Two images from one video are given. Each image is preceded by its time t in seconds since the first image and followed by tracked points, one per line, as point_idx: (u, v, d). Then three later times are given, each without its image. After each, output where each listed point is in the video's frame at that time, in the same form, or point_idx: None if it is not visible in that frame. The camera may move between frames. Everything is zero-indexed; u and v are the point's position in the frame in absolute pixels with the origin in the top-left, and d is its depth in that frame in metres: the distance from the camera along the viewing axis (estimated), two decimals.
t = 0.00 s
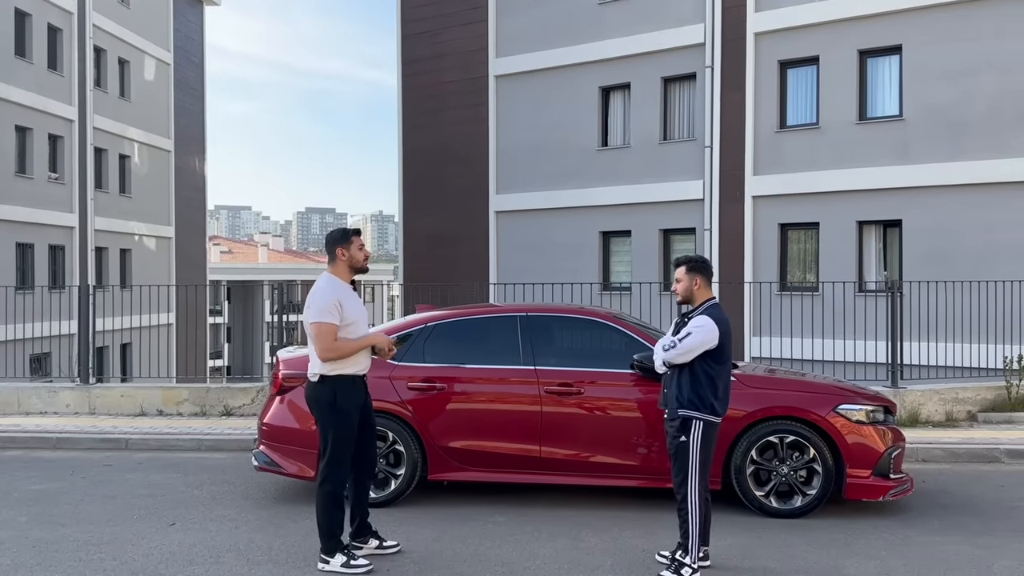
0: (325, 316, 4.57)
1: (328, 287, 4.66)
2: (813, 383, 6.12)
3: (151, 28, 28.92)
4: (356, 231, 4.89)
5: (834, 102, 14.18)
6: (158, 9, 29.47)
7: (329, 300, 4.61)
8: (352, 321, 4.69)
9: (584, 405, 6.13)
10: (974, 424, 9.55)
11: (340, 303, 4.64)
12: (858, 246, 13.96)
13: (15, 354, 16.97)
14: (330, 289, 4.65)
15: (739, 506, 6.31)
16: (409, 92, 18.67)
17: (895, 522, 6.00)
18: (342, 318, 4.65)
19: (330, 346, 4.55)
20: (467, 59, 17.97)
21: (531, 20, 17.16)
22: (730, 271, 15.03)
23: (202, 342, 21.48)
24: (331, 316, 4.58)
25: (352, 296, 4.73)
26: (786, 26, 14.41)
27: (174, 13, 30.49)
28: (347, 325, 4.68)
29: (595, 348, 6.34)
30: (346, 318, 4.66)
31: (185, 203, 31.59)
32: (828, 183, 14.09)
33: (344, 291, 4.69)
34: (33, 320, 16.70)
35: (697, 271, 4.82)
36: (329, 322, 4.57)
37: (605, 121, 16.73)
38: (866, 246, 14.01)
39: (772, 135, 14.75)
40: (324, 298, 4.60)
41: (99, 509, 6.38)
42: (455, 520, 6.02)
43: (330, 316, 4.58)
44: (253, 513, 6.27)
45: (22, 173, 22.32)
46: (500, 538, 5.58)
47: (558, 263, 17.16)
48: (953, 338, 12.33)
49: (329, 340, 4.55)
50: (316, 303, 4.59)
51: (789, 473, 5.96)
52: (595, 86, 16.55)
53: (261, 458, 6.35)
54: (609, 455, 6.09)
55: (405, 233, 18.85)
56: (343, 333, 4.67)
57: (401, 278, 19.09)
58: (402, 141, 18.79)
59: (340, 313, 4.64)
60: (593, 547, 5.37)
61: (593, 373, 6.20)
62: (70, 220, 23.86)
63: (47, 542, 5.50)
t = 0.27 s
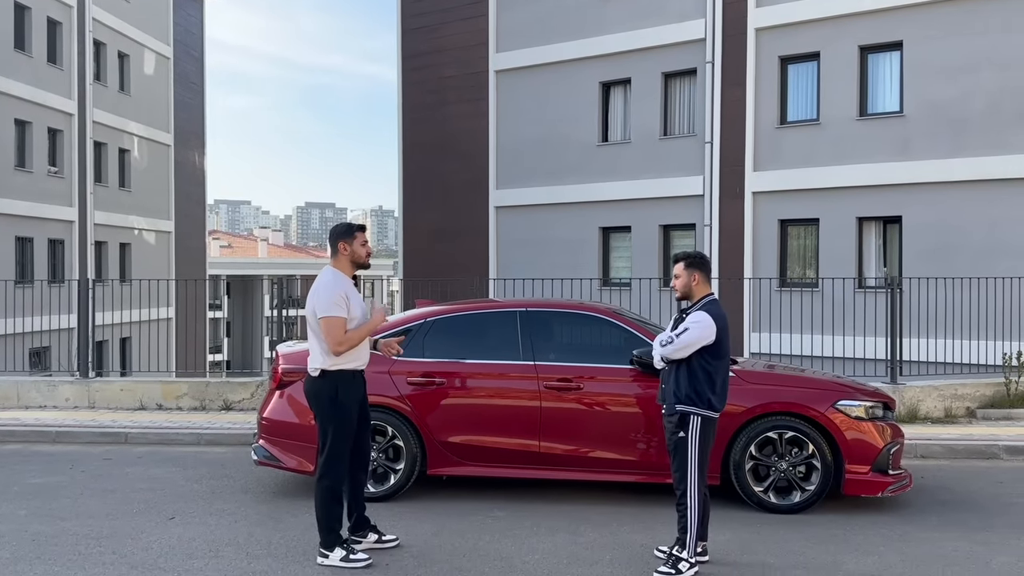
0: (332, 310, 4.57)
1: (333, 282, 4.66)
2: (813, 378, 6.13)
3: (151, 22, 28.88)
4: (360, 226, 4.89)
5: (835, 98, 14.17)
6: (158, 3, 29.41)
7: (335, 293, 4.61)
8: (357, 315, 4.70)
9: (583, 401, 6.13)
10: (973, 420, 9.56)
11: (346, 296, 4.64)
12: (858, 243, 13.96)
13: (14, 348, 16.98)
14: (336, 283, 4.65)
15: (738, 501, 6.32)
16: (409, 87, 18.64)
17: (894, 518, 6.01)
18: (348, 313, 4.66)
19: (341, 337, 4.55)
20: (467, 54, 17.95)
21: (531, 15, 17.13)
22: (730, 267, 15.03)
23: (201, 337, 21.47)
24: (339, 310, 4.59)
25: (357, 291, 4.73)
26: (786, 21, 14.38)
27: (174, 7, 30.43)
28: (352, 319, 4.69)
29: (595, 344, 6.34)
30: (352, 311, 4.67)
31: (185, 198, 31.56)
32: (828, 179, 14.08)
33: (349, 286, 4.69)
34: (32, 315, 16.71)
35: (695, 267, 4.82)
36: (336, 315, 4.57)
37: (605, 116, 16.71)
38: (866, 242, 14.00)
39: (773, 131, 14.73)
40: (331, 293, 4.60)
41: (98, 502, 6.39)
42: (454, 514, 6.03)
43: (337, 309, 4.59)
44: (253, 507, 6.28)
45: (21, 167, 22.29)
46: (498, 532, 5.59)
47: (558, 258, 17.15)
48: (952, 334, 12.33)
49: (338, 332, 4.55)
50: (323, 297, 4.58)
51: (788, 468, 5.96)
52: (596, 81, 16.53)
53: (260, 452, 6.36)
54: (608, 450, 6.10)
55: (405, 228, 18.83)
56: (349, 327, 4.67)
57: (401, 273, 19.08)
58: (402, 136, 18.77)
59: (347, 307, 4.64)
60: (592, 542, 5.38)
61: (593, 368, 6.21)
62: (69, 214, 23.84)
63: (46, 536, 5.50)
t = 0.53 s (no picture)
0: (336, 303, 4.57)
1: (336, 276, 4.66)
2: (814, 375, 6.13)
3: (152, 17, 28.86)
4: (362, 222, 4.89)
5: (837, 95, 14.15)
6: None
7: (338, 288, 4.61)
8: (358, 310, 4.71)
9: (584, 397, 6.13)
10: (974, 417, 9.56)
11: (348, 290, 4.64)
12: (860, 239, 13.95)
13: (16, 343, 16.99)
14: (340, 277, 4.65)
15: (739, 497, 6.33)
16: (410, 82, 18.62)
17: (895, 515, 6.01)
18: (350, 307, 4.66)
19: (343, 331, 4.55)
20: (468, 50, 17.93)
21: (533, 11, 17.10)
22: (731, 263, 15.02)
23: (203, 332, 21.49)
24: (342, 304, 4.59)
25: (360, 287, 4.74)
26: (789, 17, 14.35)
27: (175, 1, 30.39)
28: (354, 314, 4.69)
29: (595, 340, 6.34)
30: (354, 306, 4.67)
31: (186, 193, 31.55)
32: (830, 175, 14.06)
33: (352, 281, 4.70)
34: (34, 310, 16.72)
35: (696, 263, 4.82)
36: (339, 309, 4.58)
37: (606, 112, 16.69)
38: (868, 238, 13.99)
39: (775, 127, 14.72)
40: (335, 286, 4.60)
41: (100, 497, 6.39)
42: (456, 510, 6.04)
43: (340, 304, 4.59)
44: (254, 502, 6.29)
45: (23, 162, 22.28)
46: (499, 528, 5.60)
47: (559, 254, 17.14)
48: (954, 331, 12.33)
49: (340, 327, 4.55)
50: (326, 291, 4.59)
51: (789, 465, 5.96)
52: (597, 77, 16.51)
53: (262, 448, 6.37)
54: (608, 446, 6.10)
55: (407, 224, 18.83)
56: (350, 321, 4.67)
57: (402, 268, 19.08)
58: (403, 131, 18.76)
59: (349, 302, 4.64)
60: (593, 538, 5.38)
61: (594, 365, 6.21)
62: (71, 209, 23.85)
63: (48, 530, 5.51)
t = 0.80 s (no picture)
0: (337, 299, 4.57)
1: (339, 272, 4.67)
2: (822, 371, 6.11)
3: (159, 11, 28.86)
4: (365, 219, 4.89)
5: (845, 90, 14.09)
6: None
7: (340, 284, 4.61)
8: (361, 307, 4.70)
9: (590, 392, 6.13)
10: (982, 414, 9.53)
11: (351, 288, 4.64)
12: (867, 235, 13.90)
13: (23, 336, 17.04)
14: (342, 274, 4.65)
15: (746, 493, 6.32)
16: (417, 77, 18.59)
17: (903, 512, 6.00)
18: (352, 304, 4.65)
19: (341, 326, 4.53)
20: (474, 44, 17.89)
21: (539, 5, 17.05)
22: (737, 258, 14.98)
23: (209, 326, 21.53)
24: (343, 300, 4.58)
25: (363, 284, 4.74)
26: (796, 12, 14.29)
27: None
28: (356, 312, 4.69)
29: (602, 335, 6.33)
30: (355, 303, 4.66)
31: (192, 187, 31.60)
32: (838, 171, 14.01)
33: (354, 278, 4.70)
34: (41, 303, 16.76)
35: (703, 259, 4.79)
36: (340, 305, 4.57)
37: (612, 107, 16.65)
38: (875, 234, 13.94)
39: (782, 122, 14.67)
40: (336, 283, 4.60)
41: (107, 491, 6.41)
42: (462, 505, 6.04)
43: (342, 300, 4.59)
44: (261, 496, 6.30)
45: (30, 155, 22.32)
46: (506, 523, 5.60)
47: (565, 249, 17.11)
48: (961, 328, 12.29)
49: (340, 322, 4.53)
50: (327, 287, 4.60)
51: (796, 462, 5.95)
52: (604, 72, 16.47)
53: (269, 442, 6.38)
54: (615, 442, 6.10)
55: (412, 218, 18.82)
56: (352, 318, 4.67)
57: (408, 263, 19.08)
58: (409, 126, 18.74)
59: (350, 299, 4.64)
60: (600, 533, 5.38)
61: (600, 360, 6.20)
62: (77, 202, 23.89)
63: (56, 523, 5.53)
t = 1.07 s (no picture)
0: (339, 297, 4.59)
1: (341, 271, 4.68)
2: (825, 370, 6.11)
3: (162, 10, 28.88)
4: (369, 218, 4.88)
5: (847, 89, 14.07)
6: None
7: (342, 283, 4.63)
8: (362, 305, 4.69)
9: (592, 391, 6.13)
10: (985, 414, 9.51)
11: (352, 287, 4.65)
12: (870, 234, 13.88)
13: (27, 335, 17.08)
14: (345, 272, 4.67)
15: (749, 493, 6.32)
16: (419, 76, 18.59)
17: (906, 511, 5.99)
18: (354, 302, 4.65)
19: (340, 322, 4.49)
20: (477, 44, 17.89)
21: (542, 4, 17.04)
22: (741, 258, 14.97)
23: (211, 325, 21.55)
24: (344, 299, 4.60)
25: (365, 284, 4.74)
26: (799, 11, 14.28)
27: None
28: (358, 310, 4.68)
29: (605, 334, 6.33)
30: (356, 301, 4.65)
31: (195, 186, 31.63)
32: (841, 170, 13.99)
33: (356, 277, 4.71)
34: (45, 303, 16.80)
35: (705, 258, 4.79)
36: (341, 303, 4.58)
37: (615, 107, 16.64)
38: (878, 234, 13.91)
39: (785, 121, 14.65)
40: (338, 282, 4.62)
41: (111, 489, 6.42)
42: (466, 504, 6.04)
43: (343, 298, 4.60)
44: (264, 495, 6.30)
45: (33, 154, 22.35)
46: (509, 522, 5.60)
47: (567, 248, 17.10)
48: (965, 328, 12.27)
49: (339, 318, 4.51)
50: (328, 286, 4.62)
51: (800, 461, 5.95)
52: (606, 71, 16.46)
53: (272, 441, 6.38)
54: (617, 441, 6.10)
55: (415, 218, 18.83)
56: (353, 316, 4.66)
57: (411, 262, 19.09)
58: (412, 125, 18.75)
59: (352, 297, 4.64)
60: (603, 532, 5.38)
61: (602, 359, 6.20)
62: (80, 202, 23.93)
63: (59, 522, 5.54)
